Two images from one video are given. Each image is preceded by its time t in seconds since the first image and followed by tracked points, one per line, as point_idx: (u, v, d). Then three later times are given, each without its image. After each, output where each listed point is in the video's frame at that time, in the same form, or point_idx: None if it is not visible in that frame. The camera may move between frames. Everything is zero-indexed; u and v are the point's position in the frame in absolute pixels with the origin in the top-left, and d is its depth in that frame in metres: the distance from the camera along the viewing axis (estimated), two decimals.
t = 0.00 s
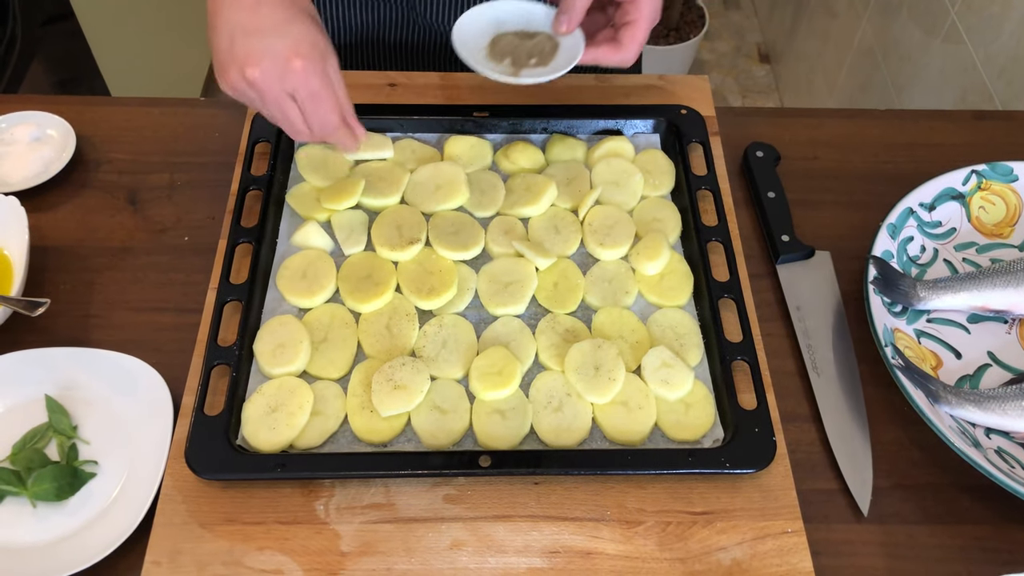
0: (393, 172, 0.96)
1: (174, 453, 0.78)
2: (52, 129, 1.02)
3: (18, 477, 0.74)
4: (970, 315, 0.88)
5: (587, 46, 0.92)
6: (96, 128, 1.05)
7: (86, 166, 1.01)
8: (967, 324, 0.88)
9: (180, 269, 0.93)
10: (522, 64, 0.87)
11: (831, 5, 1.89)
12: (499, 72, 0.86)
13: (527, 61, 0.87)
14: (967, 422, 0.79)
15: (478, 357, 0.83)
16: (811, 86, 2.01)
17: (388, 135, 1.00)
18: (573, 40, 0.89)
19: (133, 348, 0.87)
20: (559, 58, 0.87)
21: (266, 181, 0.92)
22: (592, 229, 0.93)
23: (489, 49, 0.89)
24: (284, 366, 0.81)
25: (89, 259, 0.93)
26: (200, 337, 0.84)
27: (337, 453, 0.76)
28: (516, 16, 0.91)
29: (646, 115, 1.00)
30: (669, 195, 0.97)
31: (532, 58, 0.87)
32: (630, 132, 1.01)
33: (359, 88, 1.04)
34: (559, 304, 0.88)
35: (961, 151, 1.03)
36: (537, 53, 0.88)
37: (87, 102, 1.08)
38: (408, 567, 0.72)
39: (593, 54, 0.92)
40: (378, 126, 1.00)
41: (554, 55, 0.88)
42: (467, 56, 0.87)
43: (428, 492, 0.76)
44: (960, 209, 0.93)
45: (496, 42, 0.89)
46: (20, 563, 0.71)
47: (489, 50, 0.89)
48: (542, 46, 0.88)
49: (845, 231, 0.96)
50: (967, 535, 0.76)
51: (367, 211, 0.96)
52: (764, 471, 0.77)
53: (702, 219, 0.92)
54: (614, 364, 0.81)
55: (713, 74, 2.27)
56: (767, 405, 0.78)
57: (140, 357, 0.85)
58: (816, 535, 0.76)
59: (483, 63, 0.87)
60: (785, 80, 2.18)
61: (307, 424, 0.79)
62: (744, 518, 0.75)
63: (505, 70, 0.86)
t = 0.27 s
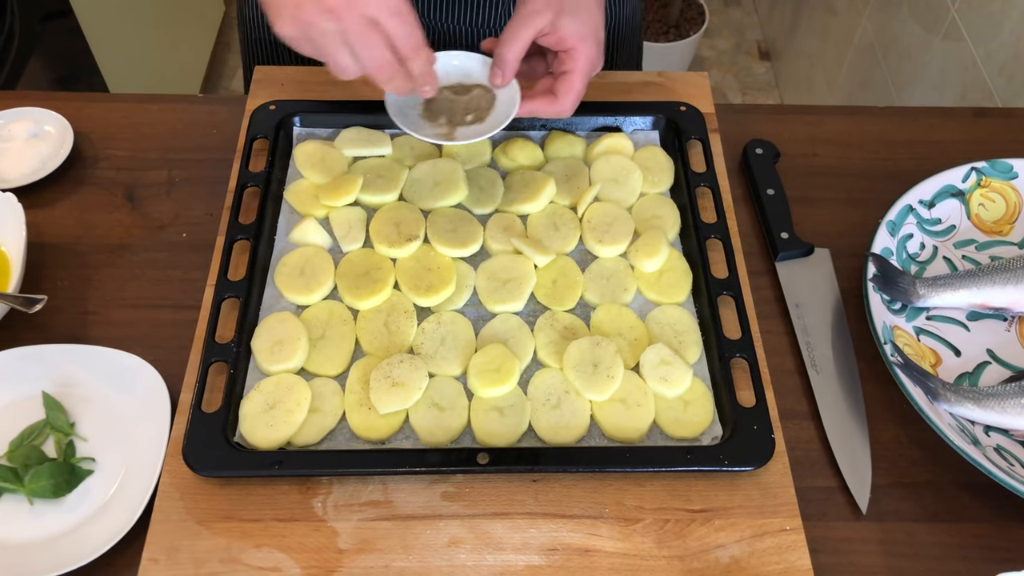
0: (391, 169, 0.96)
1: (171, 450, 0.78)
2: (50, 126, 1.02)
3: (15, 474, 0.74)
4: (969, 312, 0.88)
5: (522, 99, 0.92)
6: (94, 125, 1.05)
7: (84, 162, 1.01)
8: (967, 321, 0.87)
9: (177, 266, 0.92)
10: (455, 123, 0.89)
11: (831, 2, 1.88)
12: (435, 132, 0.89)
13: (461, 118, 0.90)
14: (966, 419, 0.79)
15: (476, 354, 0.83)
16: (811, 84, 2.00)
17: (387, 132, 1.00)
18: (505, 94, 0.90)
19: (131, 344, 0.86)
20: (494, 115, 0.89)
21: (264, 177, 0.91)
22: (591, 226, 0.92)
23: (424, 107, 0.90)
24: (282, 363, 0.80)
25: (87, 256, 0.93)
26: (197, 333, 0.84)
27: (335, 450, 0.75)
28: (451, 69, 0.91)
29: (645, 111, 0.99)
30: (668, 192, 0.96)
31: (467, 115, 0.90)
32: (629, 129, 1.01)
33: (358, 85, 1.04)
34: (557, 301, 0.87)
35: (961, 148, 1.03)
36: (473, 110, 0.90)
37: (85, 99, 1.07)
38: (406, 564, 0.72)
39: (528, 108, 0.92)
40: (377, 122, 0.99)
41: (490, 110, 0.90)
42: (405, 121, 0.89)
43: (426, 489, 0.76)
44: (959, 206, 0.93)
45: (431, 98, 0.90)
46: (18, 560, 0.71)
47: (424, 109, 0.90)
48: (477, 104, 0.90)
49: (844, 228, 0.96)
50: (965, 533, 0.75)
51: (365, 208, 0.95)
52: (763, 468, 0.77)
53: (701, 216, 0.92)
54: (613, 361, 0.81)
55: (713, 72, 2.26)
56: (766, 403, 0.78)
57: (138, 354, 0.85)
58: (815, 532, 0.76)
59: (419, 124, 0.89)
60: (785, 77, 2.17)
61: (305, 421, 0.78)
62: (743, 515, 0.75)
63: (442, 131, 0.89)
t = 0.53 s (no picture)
0: (389, 167, 0.96)
1: (169, 449, 0.78)
2: (47, 124, 1.01)
3: (12, 473, 0.74)
4: (968, 311, 0.88)
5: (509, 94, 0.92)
6: (92, 123, 1.04)
7: (82, 161, 1.01)
8: (965, 320, 0.87)
9: (175, 264, 0.92)
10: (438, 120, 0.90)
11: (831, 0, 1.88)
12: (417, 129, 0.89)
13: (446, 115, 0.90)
14: (964, 419, 0.79)
15: (475, 353, 0.82)
16: (811, 82, 2.00)
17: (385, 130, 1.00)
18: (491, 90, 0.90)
19: (128, 343, 0.86)
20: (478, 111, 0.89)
21: (262, 176, 0.91)
22: (589, 225, 0.92)
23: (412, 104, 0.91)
24: (279, 362, 0.80)
25: (84, 254, 0.93)
26: (195, 332, 0.84)
27: (333, 449, 0.75)
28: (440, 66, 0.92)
29: (643, 110, 0.99)
30: (667, 191, 0.96)
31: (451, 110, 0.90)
32: (628, 128, 1.01)
33: (356, 83, 1.04)
34: (556, 300, 0.87)
35: (960, 147, 1.03)
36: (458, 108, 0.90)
37: (83, 97, 1.07)
38: (403, 563, 0.72)
39: (515, 102, 0.91)
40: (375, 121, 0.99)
41: (475, 105, 0.90)
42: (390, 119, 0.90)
43: (424, 488, 0.76)
44: (958, 205, 0.93)
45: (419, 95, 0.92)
46: (15, 559, 0.71)
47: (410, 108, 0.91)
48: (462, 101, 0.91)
49: (843, 227, 0.96)
50: (963, 532, 0.75)
51: (363, 206, 0.95)
52: (761, 468, 0.77)
53: (699, 215, 0.92)
54: (611, 360, 0.81)
55: (713, 70, 2.26)
56: (764, 402, 0.78)
57: (135, 353, 0.85)
58: (812, 532, 0.76)
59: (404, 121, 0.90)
60: (785, 76, 2.17)
61: (303, 420, 0.78)
62: (741, 515, 0.75)
63: (424, 128, 0.89)
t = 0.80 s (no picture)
0: (387, 167, 0.96)
1: (166, 449, 0.78)
2: (45, 123, 1.01)
3: (9, 472, 0.74)
4: (966, 311, 0.87)
5: (556, 64, 0.93)
6: (90, 122, 1.04)
7: (80, 160, 1.01)
8: (964, 319, 0.87)
9: (173, 264, 0.92)
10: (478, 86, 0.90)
11: None
12: (464, 93, 0.90)
13: (491, 80, 0.91)
14: (963, 418, 0.79)
15: (472, 352, 0.82)
16: (811, 80, 2.00)
17: (383, 129, 0.99)
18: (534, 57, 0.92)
19: (126, 343, 0.86)
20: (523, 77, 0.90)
21: (259, 175, 0.91)
22: (588, 224, 0.92)
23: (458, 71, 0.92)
24: (277, 361, 0.80)
25: (82, 254, 0.93)
26: (193, 332, 0.84)
27: (330, 448, 0.75)
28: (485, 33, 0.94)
29: (642, 109, 0.99)
30: (665, 190, 0.96)
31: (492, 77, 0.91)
32: (627, 127, 1.01)
33: (354, 82, 1.03)
34: (553, 299, 0.87)
35: (959, 146, 1.03)
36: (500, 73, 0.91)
37: (81, 97, 1.07)
38: (401, 563, 0.72)
39: (561, 71, 0.92)
40: (373, 120, 0.99)
41: (522, 72, 0.91)
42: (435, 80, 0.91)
43: (421, 488, 0.76)
44: (957, 204, 0.93)
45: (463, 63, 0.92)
46: (12, 558, 0.71)
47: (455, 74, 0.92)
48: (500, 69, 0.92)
49: (842, 226, 0.95)
50: (961, 531, 0.75)
51: (361, 205, 0.95)
52: (758, 467, 0.77)
53: (698, 214, 0.92)
54: (609, 359, 0.81)
55: (713, 69, 2.25)
56: (762, 401, 0.78)
57: (133, 352, 0.85)
58: (810, 531, 0.75)
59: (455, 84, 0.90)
60: (785, 75, 2.16)
61: (300, 419, 0.78)
62: (739, 514, 0.75)
63: (471, 91, 0.90)
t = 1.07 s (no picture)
0: (383, 164, 0.95)
1: (162, 446, 0.78)
2: (42, 120, 1.01)
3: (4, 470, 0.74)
4: (962, 309, 0.87)
5: None
6: (86, 119, 1.04)
7: (76, 157, 1.01)
8: (960, 318, 0.87)
9: (170, 261, 0.92)
10: None
11: None
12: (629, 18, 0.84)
13: None
14: (959, 416, 0.79)
15: (468, 350, 0.82)
16: (809, 79, 2.00)
17: (379, 127, 0.99)
18: None
19: (122, 340, 0.86)
20: None
21: (255, 172, 0.91)
22: (584, 222, 0.92)
23: None
24: (272, 359, 0.80)
25: (78, 251, 0.92)
26: (188, 330, 0.84)
27: (326, 446, 0.75)
28: None
29: (638, 107, 0.99)
30: (661, 188, 0.96)
31: None
32: (623, 124, 1.00)
33: (351, 80, 1.03)
34: (550, 297, 0.87)
35: (956, 144, 1.03)
36: None
37: (78, 94, 1.07)
38: (396, 560, 0.72)
39: None
40: (369, 117, 0.98)
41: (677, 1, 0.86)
42: None
43: (417, 486, 0.76)
44: (954, 203, 0.93)
45: None
46: (7, 556, 0.71)
47: None
48: None
49: (838, 224, 0.95)
50: (956, 529, 0.75)
51: (358, 203, 0.95)
52: (754, 465, 0.77)
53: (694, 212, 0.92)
54: (605, 357, 0.81)
55: (711, 67, 2.25)
56: (758, 399, 0.78)
57: (129, 350, 0.85)
58: (806, 529, 0.76)
59: None
60: (783, 73, 2.16)
61: (296, 417, 0.78)
62: (734, 512, 0.75)
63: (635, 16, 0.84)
